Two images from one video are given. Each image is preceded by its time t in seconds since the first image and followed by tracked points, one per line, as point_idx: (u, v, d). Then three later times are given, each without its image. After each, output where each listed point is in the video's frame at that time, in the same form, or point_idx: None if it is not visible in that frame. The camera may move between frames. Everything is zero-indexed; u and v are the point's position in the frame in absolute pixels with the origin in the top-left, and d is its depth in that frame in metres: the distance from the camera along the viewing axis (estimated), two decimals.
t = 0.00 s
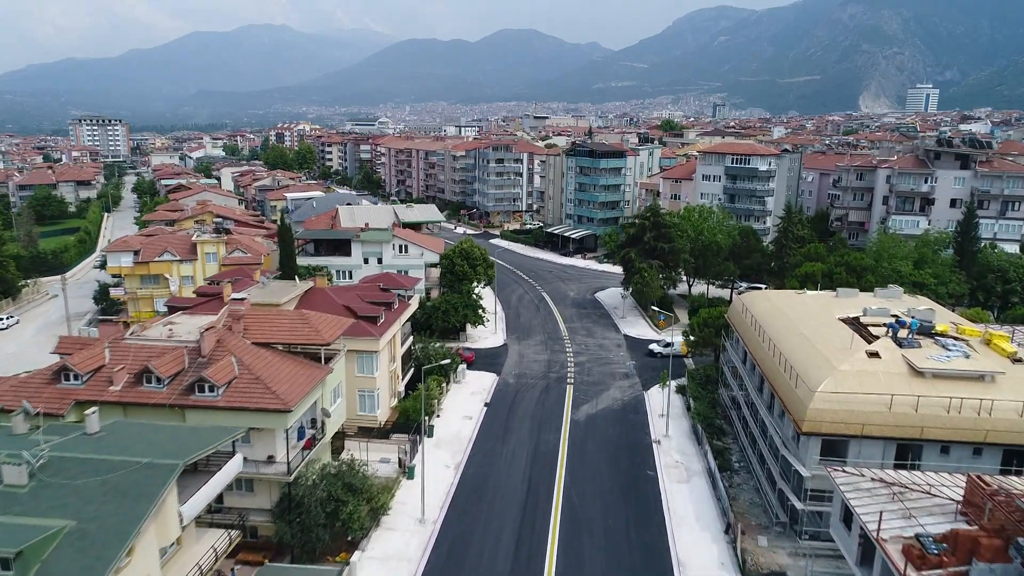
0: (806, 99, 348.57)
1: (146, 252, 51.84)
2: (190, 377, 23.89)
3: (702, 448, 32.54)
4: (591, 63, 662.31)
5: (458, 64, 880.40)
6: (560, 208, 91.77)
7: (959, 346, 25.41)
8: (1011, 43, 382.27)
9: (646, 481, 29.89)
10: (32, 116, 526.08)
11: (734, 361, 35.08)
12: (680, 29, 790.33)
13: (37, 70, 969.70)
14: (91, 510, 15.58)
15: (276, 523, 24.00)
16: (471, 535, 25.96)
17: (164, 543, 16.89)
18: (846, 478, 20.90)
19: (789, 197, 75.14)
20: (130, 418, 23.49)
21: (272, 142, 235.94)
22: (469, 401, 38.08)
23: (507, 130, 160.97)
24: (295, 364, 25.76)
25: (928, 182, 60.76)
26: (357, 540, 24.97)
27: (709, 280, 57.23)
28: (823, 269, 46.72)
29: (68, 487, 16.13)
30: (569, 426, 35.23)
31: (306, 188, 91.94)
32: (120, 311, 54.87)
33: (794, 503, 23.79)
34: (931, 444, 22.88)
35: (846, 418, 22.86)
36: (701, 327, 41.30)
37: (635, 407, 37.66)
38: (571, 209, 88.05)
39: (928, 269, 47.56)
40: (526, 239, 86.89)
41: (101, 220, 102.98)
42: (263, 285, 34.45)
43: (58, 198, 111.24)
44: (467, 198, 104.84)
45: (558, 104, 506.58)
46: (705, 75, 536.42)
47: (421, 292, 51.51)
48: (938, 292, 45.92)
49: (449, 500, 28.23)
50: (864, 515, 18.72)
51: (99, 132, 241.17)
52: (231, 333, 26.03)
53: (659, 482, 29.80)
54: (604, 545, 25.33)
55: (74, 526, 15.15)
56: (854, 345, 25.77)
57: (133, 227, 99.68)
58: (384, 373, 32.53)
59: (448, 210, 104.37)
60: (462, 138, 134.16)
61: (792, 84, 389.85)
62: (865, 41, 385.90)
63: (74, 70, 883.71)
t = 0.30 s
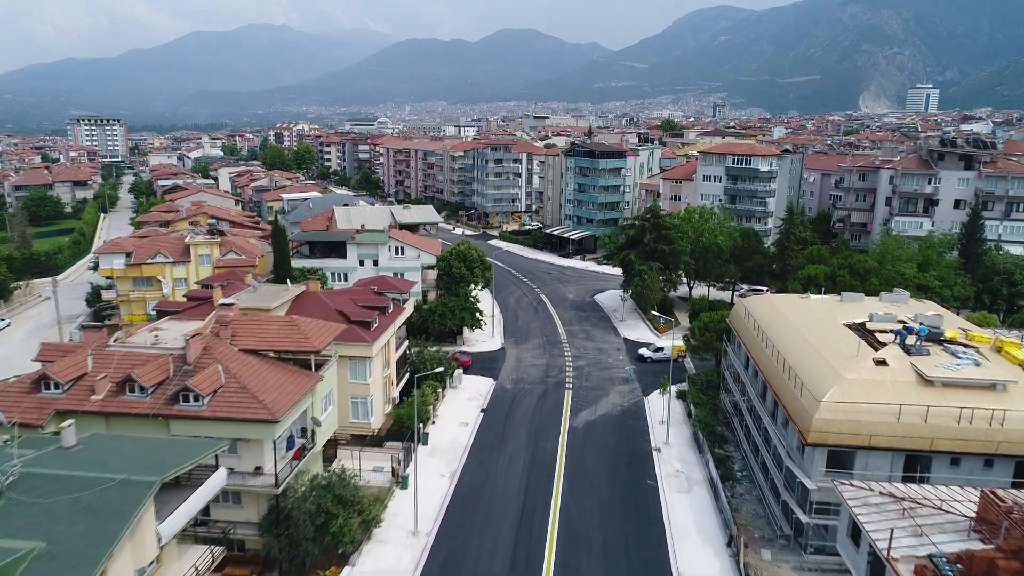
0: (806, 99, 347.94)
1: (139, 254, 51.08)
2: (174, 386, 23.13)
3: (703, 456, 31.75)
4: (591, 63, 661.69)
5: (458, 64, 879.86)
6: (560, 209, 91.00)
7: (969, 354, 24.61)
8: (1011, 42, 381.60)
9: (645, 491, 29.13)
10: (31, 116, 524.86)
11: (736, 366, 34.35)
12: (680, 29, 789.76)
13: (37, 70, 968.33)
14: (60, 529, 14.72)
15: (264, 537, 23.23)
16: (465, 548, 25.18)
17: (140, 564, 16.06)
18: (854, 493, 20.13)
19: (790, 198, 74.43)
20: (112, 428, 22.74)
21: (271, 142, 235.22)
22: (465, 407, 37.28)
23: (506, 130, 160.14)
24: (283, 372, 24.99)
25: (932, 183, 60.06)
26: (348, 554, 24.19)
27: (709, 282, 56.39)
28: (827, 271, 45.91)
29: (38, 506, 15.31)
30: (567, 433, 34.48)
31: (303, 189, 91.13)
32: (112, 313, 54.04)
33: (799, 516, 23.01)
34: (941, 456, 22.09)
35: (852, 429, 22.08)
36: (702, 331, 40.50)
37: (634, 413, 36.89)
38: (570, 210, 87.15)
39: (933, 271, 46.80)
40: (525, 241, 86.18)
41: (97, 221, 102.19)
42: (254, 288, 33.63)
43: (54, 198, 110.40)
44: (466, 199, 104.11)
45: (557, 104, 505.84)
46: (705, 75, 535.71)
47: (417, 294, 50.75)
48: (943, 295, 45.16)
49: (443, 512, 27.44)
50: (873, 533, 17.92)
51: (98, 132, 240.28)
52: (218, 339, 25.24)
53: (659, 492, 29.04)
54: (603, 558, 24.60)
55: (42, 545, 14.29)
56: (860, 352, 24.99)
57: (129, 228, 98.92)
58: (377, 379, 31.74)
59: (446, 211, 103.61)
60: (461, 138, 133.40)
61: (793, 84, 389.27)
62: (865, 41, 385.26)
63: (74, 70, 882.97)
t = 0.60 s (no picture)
0: (807, 99, 347.07)
1: (131, 256, 50.27)
2: (158, 395, 22.36)
3: (705, 465, 30.94)
4: (591, 63, 660.73)
5: (457, 64, 878.82)
6: (559, 210, 90.23)
7: (980, 362, 23.82)
8: (1011, 42, 380.73)
9: (646, 501, 28.35)
10: (31, 115, 523.63)
11: (738, 372, 33.56)
12: (680, 29, 788.85)
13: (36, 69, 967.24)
14: (30, 553, 13.93)
15: (251, 552, 22.47)
16: (460, 562, 24.37)
17: None
18: (862, 510, 19.39)
19: (792, 199, 73.64)
20: (94, 440, 22.00)
21: (270, 142, 234.12)
22: (462, 413, 36.49)
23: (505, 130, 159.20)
24: (272, 380, 24.20)
25: (936, 184, 59.15)
26: (339, 569, 23.27)
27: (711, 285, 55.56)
28: (831, 273, 45.06)
29: (7, 528, 14.54)
30: (565, 440, 33.69)
31: (301, 189, 90.26)
32: (105, 316, 53.21)
33: (804, 530, 22.21)
34: (952, 469, 21.29)
35: (860, 440, 21.29)
36: (703, 336, 39.70)
37: (634, 420, 36.11)
38: (570, 210, 86.30)
39: (939, 274, 45.96)
40: (524, 242, 85.35)
41: (93, 221, 101.31)
42: (245, 292, 32.84)
43: (50, 199, 109.51)
44: (465, 200, 103.29)
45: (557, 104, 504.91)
46: (705, 75, 534.68)
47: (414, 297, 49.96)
48: (949, 299, 44.38)
49: (438, 524, 26.63)
50: (883, 553, 17.18)
51: (96, 132, 239.16)
52: (205, 346, 24.46)
53: (661, 502, 28.24)
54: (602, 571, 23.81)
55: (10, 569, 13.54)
56: (868, 361, 24.20)
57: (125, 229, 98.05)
58: (371, 385, 30.98)
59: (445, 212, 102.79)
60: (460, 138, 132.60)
61: (793, 83, 388.41)
62: (865, 40, 384.29)
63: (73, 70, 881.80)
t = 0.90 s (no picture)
0: (807, 99, 346.11)
1: (123, 258, 49.44)
2: (141, 406, 21.54)
3: (708, 474, 30.11)
4: (591, 63, 659.73)
5: (457, 63, 877.93)
6: (559, 211, 89.44)
7: (994, 372, 23.03)
8: (1011, 43, 380.02)
9: (646, 513, 27.53)
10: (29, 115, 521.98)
11: (741, 378, 32.74)
12: (680, 29, 787.89)
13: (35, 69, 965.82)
14: None
15: (236, 568, 21.63)
16: None
17: None
18: (873, 527, 18.57)
19: (794, 199, 72.88)
20: (74, 452, 21.16)
21: (269, 142, 233.13)
22: (458, 420, 35.68)
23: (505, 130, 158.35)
24: (260, 390, 23.38)
25: (941, 185, 58.35)
26: None
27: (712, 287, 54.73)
28: (835, 276, 44.24)
29: None
30: (564, 448, 32.87)
31: (298, 190, 89.37)
32: (97, 319, 52.35)
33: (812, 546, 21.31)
34: (966, 483, 20.45)
35: (870, 453, 20.48)
36: (705, 341, 38.88)
37: (634, 427, 35.28)
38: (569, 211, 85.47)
39: (945, 277, 45.14)
40: (523, 243, 84.51)
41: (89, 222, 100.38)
42: (236, 297, 31.99)
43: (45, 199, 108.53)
44: (464, 200, 102.47)
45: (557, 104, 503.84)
46: (705, 75, 533.79)
47: (411, 300, 49.14)
48: (955, 302, 43.60)
49: (432, 536, 25.80)
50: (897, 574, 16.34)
51: (94, 132, 238.07)
52: (190, 354, 23.63)
53: (661, 514, 27.42)
54: None
55: None
56: (876, 370, 23.41)
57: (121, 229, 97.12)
58: (364, 392, 30.16)
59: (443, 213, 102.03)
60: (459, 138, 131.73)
61: (793, 83, 387.53)
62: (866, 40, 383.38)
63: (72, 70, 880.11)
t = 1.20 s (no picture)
0: (808, 99, 345.20)
1: (115, 261, 48.65)
2: (122, 417, 20.71)
3: (711, 485, 29.24)
4: (591, 63, 658.93)
5: (457, 63, 876.94)
6: (558, 212, 88.66)
7: (1009, 382, 22.13)
8: (1012, 43, 379.20)
9: (648, 525, 26.68)
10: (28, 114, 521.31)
11: (745, 385, 31.86)
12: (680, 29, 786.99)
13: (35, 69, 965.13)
14: None
15: None
16: None
17: None
18: (885, 547, 17.77)
19: (796, 200, 72.17)
20: (52, 466, 20.35)
21: (268, 141, 232.33)
22: (454, 427, 34.83)
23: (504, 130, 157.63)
24: (246, 400, 22.54)
25: (946, 186, 57.60)
26: None
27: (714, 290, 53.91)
28: (839, 279, 43.42)
29: None
30: (563, 457, 32.03)
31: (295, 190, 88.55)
32: (88, 323, 51.52)
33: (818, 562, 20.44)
34: (981, 499, 19.58)
35: (881, 467, 19.62)
36: (707, 345, 38.05)
37: (635, 435, 34.42)
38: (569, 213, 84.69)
39: (951, 279, 44.36)
40: (522, 244, 83.69)
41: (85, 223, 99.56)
42: (225, 301, 31.12)
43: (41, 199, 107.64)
44: (463, 201, 101.69)
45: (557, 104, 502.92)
46: (705, 75, 533.01)
47: (407, 304, 48.32)
48: (961, 305, 42.82)
49: (426, 551, 24.93)
50: None
51: (93, 132, 237.15)
52: (175, 363, 22.78)
53: (663, 527, 26.57)
54: None
55: None
56: (886, 380, 22.56)
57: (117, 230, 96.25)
58: (357, 400, 29.30)
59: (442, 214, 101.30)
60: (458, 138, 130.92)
61: (794, 83, 386.66)
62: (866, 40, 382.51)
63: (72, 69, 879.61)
